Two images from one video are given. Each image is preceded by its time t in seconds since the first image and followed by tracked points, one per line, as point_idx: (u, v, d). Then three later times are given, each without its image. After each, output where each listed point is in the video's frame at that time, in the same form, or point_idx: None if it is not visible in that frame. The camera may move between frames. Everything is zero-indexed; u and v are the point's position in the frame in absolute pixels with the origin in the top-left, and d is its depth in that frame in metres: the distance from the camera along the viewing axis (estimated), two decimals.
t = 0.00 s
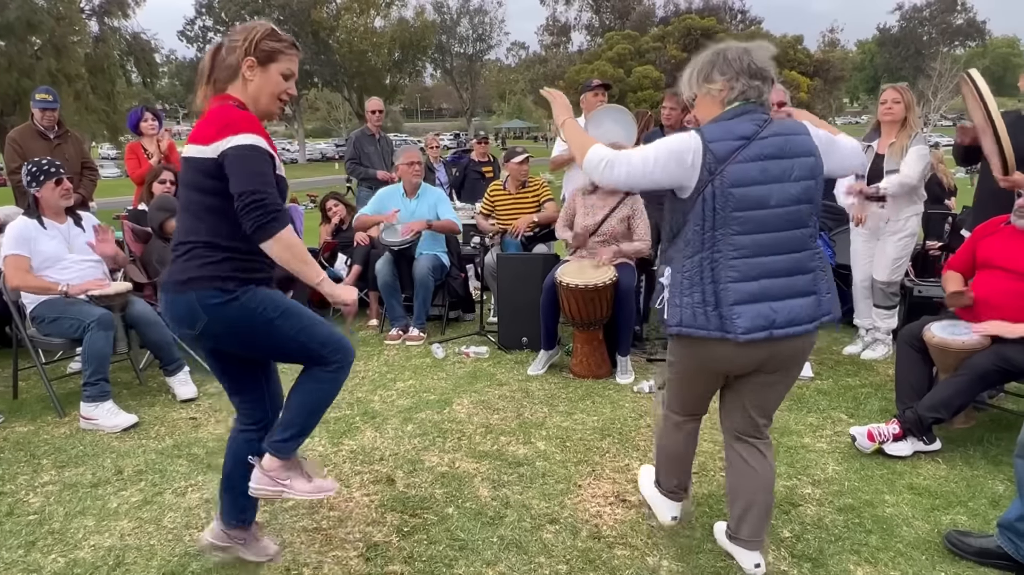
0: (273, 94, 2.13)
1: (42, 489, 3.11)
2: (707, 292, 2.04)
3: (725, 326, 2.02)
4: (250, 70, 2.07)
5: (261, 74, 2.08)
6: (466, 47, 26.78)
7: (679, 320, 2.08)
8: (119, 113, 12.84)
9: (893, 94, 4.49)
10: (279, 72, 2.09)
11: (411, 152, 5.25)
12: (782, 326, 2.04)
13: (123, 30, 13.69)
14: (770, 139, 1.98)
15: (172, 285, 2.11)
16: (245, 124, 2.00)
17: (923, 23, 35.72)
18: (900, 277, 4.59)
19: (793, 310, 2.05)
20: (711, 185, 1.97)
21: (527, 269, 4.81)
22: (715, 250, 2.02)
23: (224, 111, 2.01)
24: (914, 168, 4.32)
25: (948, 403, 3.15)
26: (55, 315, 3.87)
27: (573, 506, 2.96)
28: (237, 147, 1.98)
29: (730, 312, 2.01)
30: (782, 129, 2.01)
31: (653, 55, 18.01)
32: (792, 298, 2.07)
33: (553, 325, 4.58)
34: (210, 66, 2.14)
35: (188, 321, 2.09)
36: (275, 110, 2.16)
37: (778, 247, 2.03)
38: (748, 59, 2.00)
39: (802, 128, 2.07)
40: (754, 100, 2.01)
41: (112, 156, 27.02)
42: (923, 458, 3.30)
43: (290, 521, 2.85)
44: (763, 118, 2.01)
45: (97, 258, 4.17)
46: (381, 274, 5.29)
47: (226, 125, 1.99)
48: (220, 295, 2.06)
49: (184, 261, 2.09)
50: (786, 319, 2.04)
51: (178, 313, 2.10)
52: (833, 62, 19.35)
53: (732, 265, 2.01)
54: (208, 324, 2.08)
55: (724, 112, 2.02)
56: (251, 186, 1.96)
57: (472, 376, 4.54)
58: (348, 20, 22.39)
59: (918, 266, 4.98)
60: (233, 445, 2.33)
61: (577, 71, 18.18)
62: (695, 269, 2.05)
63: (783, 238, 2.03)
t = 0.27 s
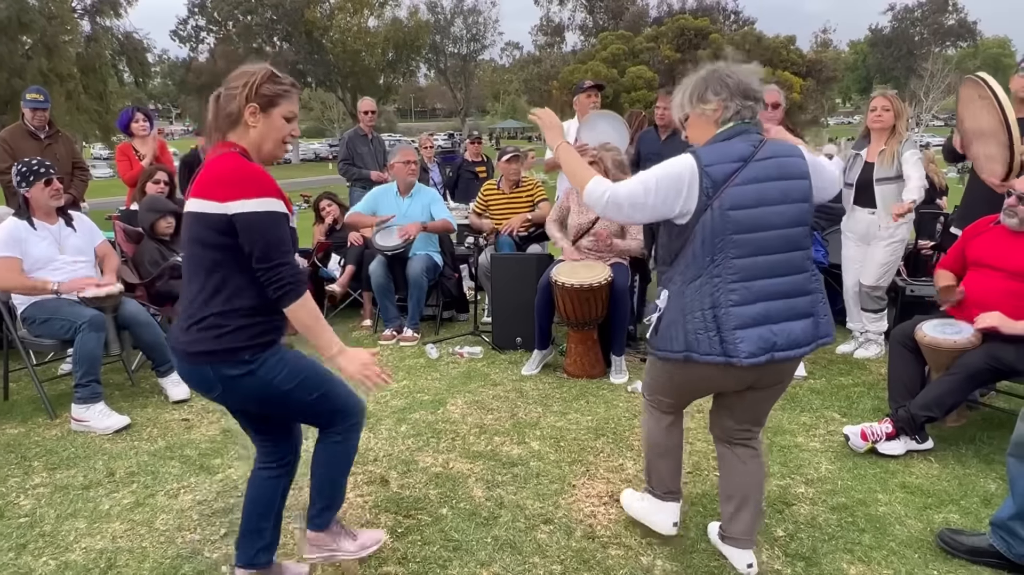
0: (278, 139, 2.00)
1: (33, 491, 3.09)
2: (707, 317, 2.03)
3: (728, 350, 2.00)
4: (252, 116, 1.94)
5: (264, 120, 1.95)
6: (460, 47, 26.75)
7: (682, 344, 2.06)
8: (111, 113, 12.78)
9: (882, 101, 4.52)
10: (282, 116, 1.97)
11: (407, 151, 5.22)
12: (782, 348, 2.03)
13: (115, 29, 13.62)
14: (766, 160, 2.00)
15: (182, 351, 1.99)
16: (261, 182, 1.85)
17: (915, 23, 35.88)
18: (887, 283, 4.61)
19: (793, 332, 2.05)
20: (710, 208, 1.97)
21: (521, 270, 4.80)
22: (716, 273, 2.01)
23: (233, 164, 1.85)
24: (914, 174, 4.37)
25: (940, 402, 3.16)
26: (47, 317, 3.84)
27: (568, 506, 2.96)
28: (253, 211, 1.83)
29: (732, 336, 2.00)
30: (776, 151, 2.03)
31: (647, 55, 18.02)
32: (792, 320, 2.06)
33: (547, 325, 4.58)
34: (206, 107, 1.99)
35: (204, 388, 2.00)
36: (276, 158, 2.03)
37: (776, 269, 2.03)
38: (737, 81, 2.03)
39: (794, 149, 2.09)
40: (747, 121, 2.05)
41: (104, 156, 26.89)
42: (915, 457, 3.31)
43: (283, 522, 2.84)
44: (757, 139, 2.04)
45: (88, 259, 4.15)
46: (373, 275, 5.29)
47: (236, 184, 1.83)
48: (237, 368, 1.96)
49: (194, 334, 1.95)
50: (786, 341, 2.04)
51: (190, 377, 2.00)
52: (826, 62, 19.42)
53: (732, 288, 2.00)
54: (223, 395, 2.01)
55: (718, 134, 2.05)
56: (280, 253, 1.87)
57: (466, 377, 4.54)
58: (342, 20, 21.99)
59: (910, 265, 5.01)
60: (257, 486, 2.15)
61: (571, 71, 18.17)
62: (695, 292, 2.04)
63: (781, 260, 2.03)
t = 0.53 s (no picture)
0: (282, 108, 1.99)
1: (27, 493, 3.08)
2: (681, 291, 1.93)
3: (704, 325, 1.90)
4: (257, 82, 1.93)
5: (270, 87, 1.95)
6: (456, 47, 26.71)
7: (655, 323, 1.96)
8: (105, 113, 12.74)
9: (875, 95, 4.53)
10: (289, 84, 1.96)
11: (403, 151, 5.22)
12: (761, 322, 1.93)
13: (110, 29, 13.58)
14: (733, 128, 1.91)
15: (182, 313, 1.94)
16: (266, 144, 1.83)
17: (910, 23, 35.99)
18: (889, 276, 4.61)
19: (771, 305, 1.96)
20: (677, 177, 1.88)
21: (517, 269, 4.80)
22: (687, 245, 1.92)
23: (239, 127, 1.83)
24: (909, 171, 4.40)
25: (934, 400, 3.17)
26: (41, 317, 3.83)
27: (564, 506, 2.96)
28: (262, 174, 1.82)
29: (707, 309, 1.90)
30: (744, 118, 1.95)
31: (643, 55, 18.01)
32: (770, 293, 1.97)
33: (543, 325, 4.57)
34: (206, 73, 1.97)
35: (207, 353, 1.93)
36: (281, 124, 2.02)
37: (751, 240, 1.94)
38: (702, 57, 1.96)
39: (765, 117, 2.01)
40: (713, 92, 1.96)
41: (98, 156, 26.78)
42: (910, 456, 3.32)
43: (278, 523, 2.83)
44: (723, 108, 1.96)
45: (82, 261, 4.14)
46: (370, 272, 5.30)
47: (244, 145, 1.82)
48: (246, 331, 1.93)
49: (201, 289, 1.92)
50: (764, 314, 1.94)
51: (190, 342, 1.94)
52: (821, 62, 19.47)
53: (705, 260, 1.90)
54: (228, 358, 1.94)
55: (682, 107, 1.96)
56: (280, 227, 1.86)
57: (462, 377, 4.53)
58: (337, 19, 21.64)
59: (905, 265, 5.01)
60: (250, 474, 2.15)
61: (567, 71, 18.16)
62: (667, 267, 1.94)
63: (756, 229, 1.94)
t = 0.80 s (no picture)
0: (285, 121, 1.97)
1: (25, 493, 3.07)
2: (670, 318, 1.82)
3: (696, 352, 1.78)
4: (261, 95, 1.90)
5: (273, 101, 1.92)
6: (455, 47, 26.69)
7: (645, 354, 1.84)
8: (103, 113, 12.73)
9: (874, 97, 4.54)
10: (293, 97, 1.93)
11: (403, 152, 5.22)
12: (757, 349, 1.81)
13: (108, 29, 13.57)
14: (718, 146, 1.85)
15: (180, 345, 1.91)
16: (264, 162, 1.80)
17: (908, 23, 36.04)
18: (883, 280, 4.62)
19: (768, 331, 1.83)
20: (662, 197, 1.80)
21: (515, 269, 4.80)
22: (676, 269, 1.82)
23: (238, 145, 1.80)
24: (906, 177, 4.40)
25: (933, 400, 3.17)
26: (39, 318, 3.82)
27: (563, 506, 2.96)
28: (262, 189, 1.78)
29: (699, 335, 1.78)
30: (728, 137, 1.88)
31: (641, 55, 18.01)
32: (767, 319, 1.85)
33: (542, 325, 4.57)
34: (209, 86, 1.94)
35: (211, 382, 1.92)
36: (284, 139, 1.99)
37: (744, 261, 1.83)
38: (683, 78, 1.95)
39: (751, 138, 1.94)
40: (694, 111, 1.92)
41: (97, 157, 26.75)
42: (909, 456, 3.32)
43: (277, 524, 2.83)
44: (707, 128, 1.90)
45: (80, 261, 4.13)
46: (367, 268, 5.29)
47: (244, 165, 1.78)
48: (250, 359, 1.91)
49: (200, 321, 1.88)
50: (761, 341, 1.82)
51: (191, 370, 1.92)
52: (819, 62, 19.51)
53: (694, 283, 1.80)
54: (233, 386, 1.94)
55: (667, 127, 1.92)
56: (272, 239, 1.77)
57: (461, 377, 4.53)
58: (336, 19, 21.82)
59: (903, 265, 5.02)
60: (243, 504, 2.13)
61: (566, 71, 18.15)
62: (656, 293, 1.84)
63: (749, 250, 1.84)
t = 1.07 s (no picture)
0: (291, 140, 1.90)
1: (29, 493, 3.08)
2: (689, 319, 1.71)
3: (715, 356, 1.67)
4: (266, 115, 1.84)
5: (279, 119, 1.86)
6: (457, 48, 26.68)
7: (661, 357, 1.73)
8: (105, 114, 12.77)
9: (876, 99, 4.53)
10: (297, 116, 1.87)
11: (411, 152, 5.23)
12: (779, 353, 1.70)
13: (111, 30, 13.59)
14: (737, 136, 1.75)
15: (204, 362, 1.82)
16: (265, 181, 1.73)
17: (910, 24, 36.01)
18: (885, 280, 4.64)
19: (794, 331, 1.72)
20: (678, 189, 1.71)
21: (516, 269, 4.81)
22: (693, 266, 1.71)
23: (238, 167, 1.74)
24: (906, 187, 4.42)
25: (934, 401, 3.18)
26: (42, 318, 3.83)
27: (564, 506, 2.96)
28: (264, 206, 1.70)
29: (721, 337, 1.67)
30: (749, 127, 1.79)
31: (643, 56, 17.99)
32: (793, 319, 1.74)
33: (544, 326, 4.58)
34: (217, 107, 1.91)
35: (224, 406, 1.82)
36: (290, 156, 1.94)
37: (767, 258, 1.72)
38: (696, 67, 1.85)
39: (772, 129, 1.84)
40: (709, 102, 1.82)
41: (99, 157, 26.81)
42: (911, 456, 3.32)
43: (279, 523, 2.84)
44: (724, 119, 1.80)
45: (84, 262, 4.14)
46: (372, 273, 5.31)
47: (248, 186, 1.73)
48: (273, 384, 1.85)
49: (229, 337, 1.81)
50: (787, 342, 1.71)
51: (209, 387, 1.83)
52: (821, 62, 19.51)
53: (715, 282, 1.69)
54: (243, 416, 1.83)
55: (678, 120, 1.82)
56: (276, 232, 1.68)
57: (462, 378, 4.54)
58: (338, 20, 21.47)
59: (905, 266, 5.02)
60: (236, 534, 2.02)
61: (567, 72, 18.14)
62: (671, 292, 1.74)
63: (771, 247, 1.73)
